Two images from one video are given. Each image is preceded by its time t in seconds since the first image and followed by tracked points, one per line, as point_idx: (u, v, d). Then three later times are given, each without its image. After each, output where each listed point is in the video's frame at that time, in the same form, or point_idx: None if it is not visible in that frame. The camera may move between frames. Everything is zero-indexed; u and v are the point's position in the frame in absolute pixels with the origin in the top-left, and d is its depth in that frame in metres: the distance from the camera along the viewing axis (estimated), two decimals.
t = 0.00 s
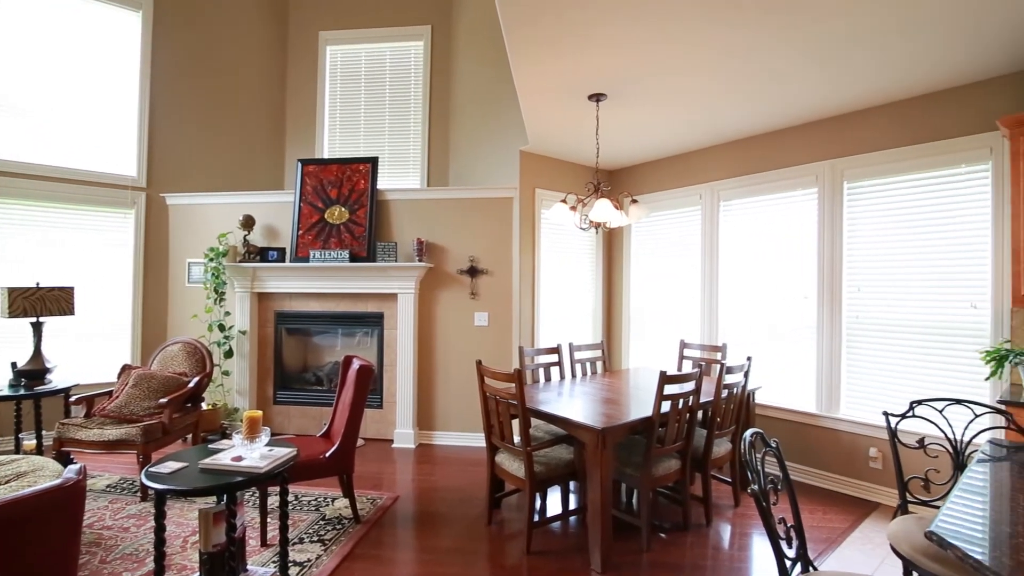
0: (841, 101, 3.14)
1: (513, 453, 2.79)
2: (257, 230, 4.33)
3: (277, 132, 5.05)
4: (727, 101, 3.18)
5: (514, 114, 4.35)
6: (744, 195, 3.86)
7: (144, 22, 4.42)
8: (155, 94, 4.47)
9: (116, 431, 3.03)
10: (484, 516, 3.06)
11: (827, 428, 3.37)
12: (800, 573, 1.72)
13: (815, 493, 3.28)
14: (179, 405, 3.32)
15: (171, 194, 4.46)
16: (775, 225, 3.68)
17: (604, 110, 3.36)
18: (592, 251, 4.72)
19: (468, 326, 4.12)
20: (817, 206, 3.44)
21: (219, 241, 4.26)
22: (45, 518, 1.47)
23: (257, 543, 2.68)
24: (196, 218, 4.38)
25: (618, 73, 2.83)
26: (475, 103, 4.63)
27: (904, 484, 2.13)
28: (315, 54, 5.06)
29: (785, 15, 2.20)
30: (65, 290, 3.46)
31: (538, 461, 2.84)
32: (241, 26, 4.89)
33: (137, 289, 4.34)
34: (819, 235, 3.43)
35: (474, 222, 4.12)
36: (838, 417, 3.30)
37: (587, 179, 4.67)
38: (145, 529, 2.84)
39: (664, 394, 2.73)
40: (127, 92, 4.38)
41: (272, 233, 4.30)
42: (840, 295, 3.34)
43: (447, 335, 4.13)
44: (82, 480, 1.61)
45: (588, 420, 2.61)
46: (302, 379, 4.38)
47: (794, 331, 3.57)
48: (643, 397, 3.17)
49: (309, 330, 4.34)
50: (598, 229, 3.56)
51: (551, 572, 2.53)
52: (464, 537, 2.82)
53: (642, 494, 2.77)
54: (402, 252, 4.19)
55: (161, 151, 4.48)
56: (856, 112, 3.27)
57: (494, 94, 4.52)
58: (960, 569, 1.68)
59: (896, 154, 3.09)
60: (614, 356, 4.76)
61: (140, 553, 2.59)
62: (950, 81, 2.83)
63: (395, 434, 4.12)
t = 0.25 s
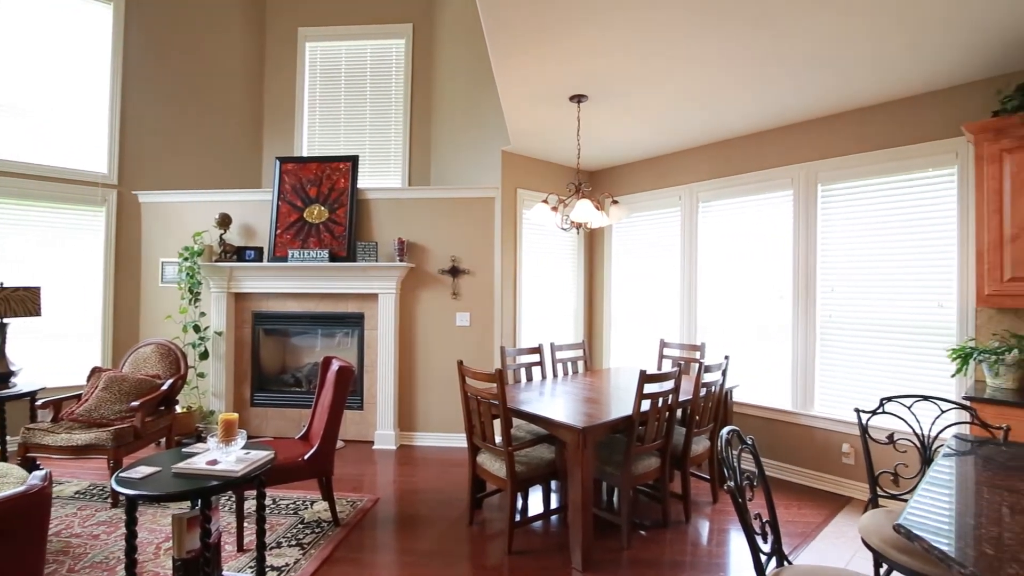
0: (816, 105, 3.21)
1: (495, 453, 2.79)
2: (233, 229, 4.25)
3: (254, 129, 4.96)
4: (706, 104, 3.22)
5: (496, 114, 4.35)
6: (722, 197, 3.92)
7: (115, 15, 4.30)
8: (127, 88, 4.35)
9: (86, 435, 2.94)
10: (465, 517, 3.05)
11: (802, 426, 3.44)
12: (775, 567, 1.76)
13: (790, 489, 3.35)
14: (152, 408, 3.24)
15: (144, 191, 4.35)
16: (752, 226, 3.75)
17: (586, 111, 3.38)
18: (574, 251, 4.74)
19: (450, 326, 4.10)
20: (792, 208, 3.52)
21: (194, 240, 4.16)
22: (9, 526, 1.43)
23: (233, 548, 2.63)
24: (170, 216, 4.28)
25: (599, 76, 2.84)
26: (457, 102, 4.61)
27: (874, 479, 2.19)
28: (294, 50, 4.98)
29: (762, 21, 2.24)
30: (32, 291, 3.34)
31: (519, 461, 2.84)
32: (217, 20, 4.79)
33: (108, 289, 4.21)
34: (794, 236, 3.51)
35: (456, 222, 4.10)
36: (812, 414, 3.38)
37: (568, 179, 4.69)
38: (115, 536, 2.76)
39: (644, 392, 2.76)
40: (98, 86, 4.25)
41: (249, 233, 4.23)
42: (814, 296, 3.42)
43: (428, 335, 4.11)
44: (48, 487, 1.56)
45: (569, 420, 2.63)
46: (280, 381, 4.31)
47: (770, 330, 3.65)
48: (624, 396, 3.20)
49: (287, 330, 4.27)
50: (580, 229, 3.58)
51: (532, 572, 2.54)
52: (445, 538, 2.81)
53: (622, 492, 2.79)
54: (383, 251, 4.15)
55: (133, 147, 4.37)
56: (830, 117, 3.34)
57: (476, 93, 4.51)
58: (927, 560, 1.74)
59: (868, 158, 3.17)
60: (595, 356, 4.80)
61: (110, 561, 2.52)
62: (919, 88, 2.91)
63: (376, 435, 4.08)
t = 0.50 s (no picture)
0: (769, 113, 3.33)
1: (458, 454, 2.78)
2: (185, 227, 4.07)
3: (209, 121, 4.77)
4: (666, 110, 3.30)
5: (460, 114, 4.33)
6: (682, 199, 4.03)
7: None
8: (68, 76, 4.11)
9: (19, 446, 2.75)
10: (428, 519, 3.02)
11: (756, 420, 3.58)
12: (729, 557, 1.82)
13: (746, 481, 3.48)
14: (94, 415, 3.06)
15: (86, 185, 4.11)
16: (711, 228, 3.86)
17: (550, 114, 3.40)
18: (538, 251, 4.77)
19: (413, 327, 4.06)
20: (748, 212, 3.65)
21: (142, 238, 3.96)
22: None
23: (184, 560, 2.52)
24: (115, 212, 4.06)
25: (563, 80, 2.87)
26: (421, 100, 4.56)
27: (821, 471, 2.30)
28: (252, 41, 4.81)
29: (719, 32, 2.31)
30: None
31: (483, 462, 2.84)
32: (169, 8, 4.58)
33: (46, 289, 3.96)
34: (749, 238, 3.64)
35: (420, 222, 4.07)
36: (765, 409, 3.52)
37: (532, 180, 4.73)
38: (53, 552, 2.59)
39: (606, 391, 2.80)
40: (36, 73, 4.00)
41: (202, 230, 4.06)
42: (767, 295, 3.56)
43: (392, 336, 4.06)
44: None
45: (533, 419, 2.64)
46: (236, 385, 4.16)
47: (726, 329, 3.78)
48: (587, 395, 3.25)
49: (243, 332, 4.13)
50: (543, 230, 3.59)
51: (496, 572, 2.54)
52: (408, 541, 2.78)
53: (585, 489, 2.83)
54: (344, 251, 4.07)
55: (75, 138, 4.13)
56: (782, 125, 3.48)
57: (440, 91, 4.46)
58: (868, 546, 1.84)
59: (817, 164, 3.32)
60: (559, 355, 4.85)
61: None
62: (864, 100, 3.07)
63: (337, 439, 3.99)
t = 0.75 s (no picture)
0: (726, 119, 3.44)
1: (421, 456, 2.75)
2: (132, 224, 3.88)
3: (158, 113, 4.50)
4: (629, 114, 3.35)
5: (424, 112, 4.28)
6: (644, 202, 4.11)
7: None
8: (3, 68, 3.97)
9: None
10: (391, 522, 2.98)
11: (714, 416, 3.69)
12: (686, 549, 1.87)
13: (704, 475, 3.59)
14: (30, 424, 2.87)
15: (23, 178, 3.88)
16: (671, 230, 3.96)
17: (514, 115, 3.40)
18: (503, 251, 4.78)
19: (376, 328, 3.99)
20: (706, 214, 3.76)
21: (84, 235, 3.75)
22: None
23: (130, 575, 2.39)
24: (55, 208, 3.83)
25: (527, 81, 2.88)
26: (386, 97, 4.45)
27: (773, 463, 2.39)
28: (206, 32, 4.60)
29: (678, 40, 2.36)
30: None
31: (446, 463, 2.82)
32: None
33: None
34: (707, 240, 3.75)
35: (383, 221, 4.02)
36: (722, 405, 3.64)
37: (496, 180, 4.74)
38: None
39: (569, 390, 2.83)
40: None
41: (151, 228, 3.88)
42: (723, 295, 3.69)
43: (353, 337, 3.98)
44: None
45: (496, 419, 2.64)
46: (188, 390, 3.99)
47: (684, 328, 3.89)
48: (551, 394, 3.27)
49: (196, 334, 3.96)
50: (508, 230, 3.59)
51: (459, 573, 2.53)
52: (370, 546, 2.73)
53: (548, 488, 2.85)
54: (304, 250, 3.97)
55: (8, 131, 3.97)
56: (738, 131, 3.61)
57: (405, 89, 4.41)
58: (815, 534, 1.93)
59: (771, 169, 3.46)
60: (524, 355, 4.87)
61: None
62: (813, 108, 3.21)
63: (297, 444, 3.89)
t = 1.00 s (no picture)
0: (684, 124, 3.54)
1: (382, 459, 2.71)
2: (72, 220, 3.66)
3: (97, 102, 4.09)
4: (591, 116, 3.40)
5: (386, 109, 4.19)
6: (605, 203, 4.18)
7: None
8: None
9: None
10: (351, 527, 2.92)
11: (672, 413, 3.79)
12: (645, 543, 1.91)
13: (663, 470, 3.68)
14: None
15: None
16: (633, 231, 4.04)
17: (478, 114, 3.40)
18: (467, 252, 4.76)
19: (335, 329, 3.91)
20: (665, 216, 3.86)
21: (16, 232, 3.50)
22: None
23: None
24: None
25: (491, 81, 2.88)
26: (348, 95, 4.24)
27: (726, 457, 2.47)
28: (152, 18, 4.21)
29: (638, 45, 2.42)
30: None
31: (408, 465, 2.78)
32: None
33: None
34: (666, 241, 3.85)
35: (343, 219, 3.94)
36: (680, 402, 3.74)
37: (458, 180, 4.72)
38: None
39: (531, 389, 2.85)
40: None
41: (93, 224, 3.67)
42: (681, 295, 3.79)
43: (312, 338, 3.88)
44: None
45: (459, 420, 2.62)
46: (133, 396, 3.80)
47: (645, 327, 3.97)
48: (515, 394, 3.28)
49: (143, 337, 3.77)
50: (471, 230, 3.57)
51: None
52: (329, 552, 2.67)
53: (511, 487, 2.86)
54: (260, 249, 3.84)
55: None
56: (696, 136, 3.72)
57: (370, 84, 4.25)
58: (765, 524, 2.01)
59: (725, 173, 3.58)
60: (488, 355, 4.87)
61: None
62: (765, 116, 3.35)
63: (252, 449, 3.76)
